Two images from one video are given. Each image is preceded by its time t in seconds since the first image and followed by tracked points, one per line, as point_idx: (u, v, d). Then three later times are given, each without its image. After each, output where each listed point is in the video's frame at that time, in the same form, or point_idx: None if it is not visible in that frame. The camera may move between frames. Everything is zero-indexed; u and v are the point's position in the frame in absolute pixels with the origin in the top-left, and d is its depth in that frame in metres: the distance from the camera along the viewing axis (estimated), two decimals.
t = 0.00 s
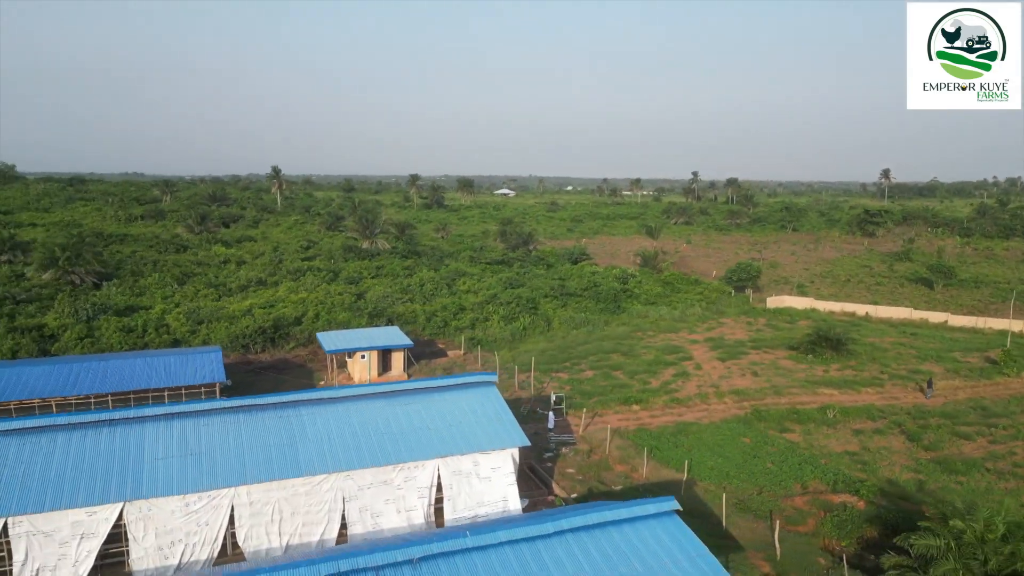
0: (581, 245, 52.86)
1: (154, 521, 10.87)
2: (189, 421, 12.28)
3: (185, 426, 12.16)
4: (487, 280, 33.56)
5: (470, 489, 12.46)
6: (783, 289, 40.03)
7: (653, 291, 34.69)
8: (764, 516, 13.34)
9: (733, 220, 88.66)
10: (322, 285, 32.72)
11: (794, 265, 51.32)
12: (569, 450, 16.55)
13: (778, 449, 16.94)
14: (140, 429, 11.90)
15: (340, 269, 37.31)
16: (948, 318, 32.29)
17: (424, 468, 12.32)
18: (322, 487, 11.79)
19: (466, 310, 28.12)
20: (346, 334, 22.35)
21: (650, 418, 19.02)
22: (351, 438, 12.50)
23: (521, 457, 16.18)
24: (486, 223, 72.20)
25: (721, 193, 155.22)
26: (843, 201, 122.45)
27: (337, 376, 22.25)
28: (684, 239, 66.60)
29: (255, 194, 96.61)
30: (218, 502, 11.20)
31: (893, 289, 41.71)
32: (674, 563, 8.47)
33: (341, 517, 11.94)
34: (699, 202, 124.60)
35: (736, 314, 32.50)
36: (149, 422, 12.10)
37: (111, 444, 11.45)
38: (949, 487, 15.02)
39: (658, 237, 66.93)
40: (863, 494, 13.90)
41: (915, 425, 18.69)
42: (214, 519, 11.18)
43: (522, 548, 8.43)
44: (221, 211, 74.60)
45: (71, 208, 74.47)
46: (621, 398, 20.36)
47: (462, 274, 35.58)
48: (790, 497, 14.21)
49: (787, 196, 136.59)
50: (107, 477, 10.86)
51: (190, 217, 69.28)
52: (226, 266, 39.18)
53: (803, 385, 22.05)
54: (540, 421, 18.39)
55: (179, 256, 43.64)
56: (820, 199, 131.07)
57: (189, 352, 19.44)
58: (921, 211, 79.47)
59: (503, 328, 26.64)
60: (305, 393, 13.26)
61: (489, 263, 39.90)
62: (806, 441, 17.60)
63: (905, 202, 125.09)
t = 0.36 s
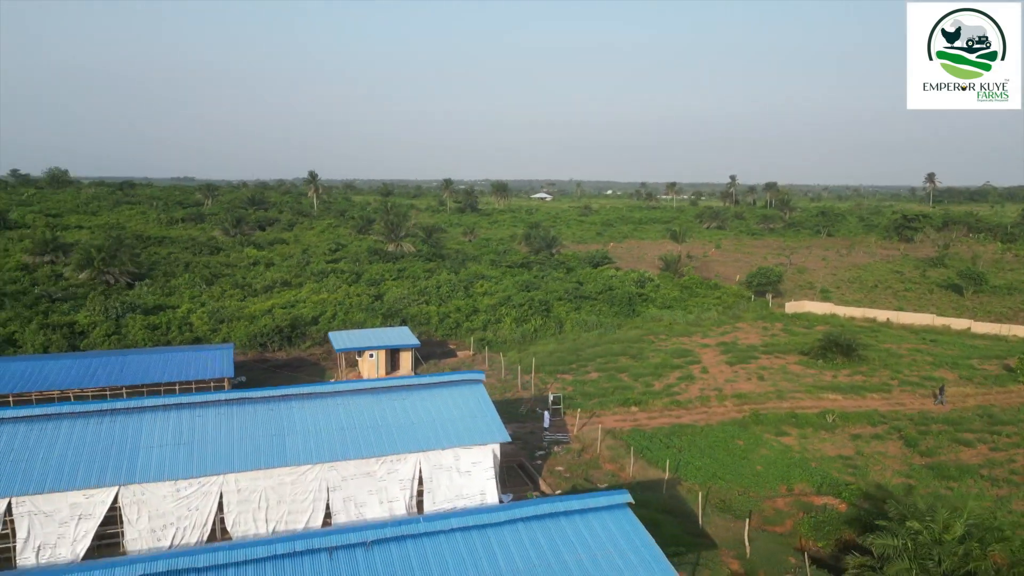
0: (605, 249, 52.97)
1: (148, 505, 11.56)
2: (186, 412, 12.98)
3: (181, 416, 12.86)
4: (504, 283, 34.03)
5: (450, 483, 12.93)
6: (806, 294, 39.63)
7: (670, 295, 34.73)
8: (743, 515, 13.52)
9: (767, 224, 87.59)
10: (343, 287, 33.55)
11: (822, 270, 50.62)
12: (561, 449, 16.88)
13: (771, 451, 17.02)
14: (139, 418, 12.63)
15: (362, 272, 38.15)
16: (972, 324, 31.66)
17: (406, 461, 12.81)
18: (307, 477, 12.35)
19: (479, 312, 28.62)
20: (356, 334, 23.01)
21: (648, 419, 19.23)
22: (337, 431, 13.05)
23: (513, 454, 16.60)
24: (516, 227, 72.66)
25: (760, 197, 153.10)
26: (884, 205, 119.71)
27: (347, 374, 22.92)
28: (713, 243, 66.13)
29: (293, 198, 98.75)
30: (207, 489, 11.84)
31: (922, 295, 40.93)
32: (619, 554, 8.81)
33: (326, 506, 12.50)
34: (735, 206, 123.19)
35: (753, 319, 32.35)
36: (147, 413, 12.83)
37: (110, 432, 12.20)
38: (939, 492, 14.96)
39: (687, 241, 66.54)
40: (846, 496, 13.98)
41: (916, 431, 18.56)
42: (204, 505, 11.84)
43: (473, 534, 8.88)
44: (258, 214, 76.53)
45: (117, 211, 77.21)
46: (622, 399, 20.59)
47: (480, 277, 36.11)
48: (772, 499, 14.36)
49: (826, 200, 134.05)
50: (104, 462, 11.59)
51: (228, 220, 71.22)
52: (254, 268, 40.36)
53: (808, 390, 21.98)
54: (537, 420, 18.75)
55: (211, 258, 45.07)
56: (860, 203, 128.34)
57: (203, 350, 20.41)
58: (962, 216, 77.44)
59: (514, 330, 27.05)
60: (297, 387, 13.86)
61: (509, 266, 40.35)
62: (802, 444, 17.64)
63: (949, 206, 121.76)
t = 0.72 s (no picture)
0: (632, 254, 52.98)
1: (143, 490, 12.33)
2: (185, 405, 13.78)
3: (180, 409, 13.65)
4: (522, 286, 34.48)
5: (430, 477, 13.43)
6: (831, 300, 39.13)
7: (689, 299, 34.73)
8: (720, 514, 13.72)
9: (805, 228, 86.14)
10: (365, 288, 34.42)
11: (853, 276, 49.76)
12: (553, 448, 17.26)
13: (762, 454, 17.09)
14: (140, 410, 13.45)
15: (387, 274, 39.03)
16: (998, 332, 30.95)
17: (390, 455, 13.36)
18: (294, 467, 12.98)
19: (494, 315, 29.10)
20: (367, 333, 23.73)
21: (645, 421, 19.44)
22: (325, 425, 13.68)
23: (505, 453, 17.07)
24: (547, 230, 72.95)
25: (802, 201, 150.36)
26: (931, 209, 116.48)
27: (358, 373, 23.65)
28: (745, 248, 65.45)
29: (332, 201, 100.77)
30: (199, 476, 12.55)
31: (953, 302, 40.00)
32: (563, 544, 9.20)
33: (311, 496, 13.13)
34: (775, 210, 121.31)
35: (771, 324, 32.17)
36: (148, 404, 13.66)
37: (112, 422, 13.05)
38: (925, 498, 14.93)
39: (719, 246, 66.01)
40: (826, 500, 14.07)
41: (915, 437, 18.43)
42: (196, 491, 12.56)
43: (424, 522, 9.36)
44: (296, 218, 78.43)
45: (164, 214, 80.00)
46: (623, 401, 20.85)
47: (500, 280, 36.65)
48: (753, 500, 14.52)
49: (871, 203, 130.99)
50: (104, 449, 12.41)
51: (267, 223, 73.19)
52: (284, 270, 41.61)
53: (813, 395, 21.91)
54: (535, 420, 19.14)
55: (245, 259, 46.54)
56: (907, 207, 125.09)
57: (218, 347, 21.38)
58: (1009, 221, 75.01)
59: (526, 332, 27.47)
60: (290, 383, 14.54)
61: (531, 269, 40.77)
62: (796, 448, 17.68)
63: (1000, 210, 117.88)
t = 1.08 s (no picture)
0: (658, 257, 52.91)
1: (142, 475, 13.11)
2: (186, 396, 14.56)
3: (181, 399, 14.44)
4: (540, 288, 34.90)
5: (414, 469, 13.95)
6: (856, 305, 38.60)
7: (707, 303, 34.69)
8: (697, 513, 13.95)
9: (842, 233, 84.54)
10: (386, 289, 35.23)
11: (884, 281, 48.87)
12: (547, 446, 17.64)
13: (753, 456, 17.20)
14: (144, 400, 14.28)
15: (409, 276, 39.84)
16: None
17: (376, 448, 13.92)
18: (284, 457, 13.63)
19: (507, 316, 29.59)
20: (378, 333, 24.43)
21: (642, 422, 19.68)
22: (316, 417, 14.31)
23: (499, 450, 17.50)
24: (577, 233, 73.10)
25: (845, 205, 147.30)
26: (979, 214, 113.09)
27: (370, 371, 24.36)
28: (777, 252, 64.67)
29: (369, 204, 102.52)
30: (194, 464, 13.29)
31: (984, 308, 39.05)
32: (514, 532, 9.60)
33: (301, 485, 13.76)
34: (814, 213, 119.19)
35: (788, 328, 31.94)
36: (152, 395, 14.48)
37: (116, 411, 13.89)
38: (911, 501, 14.91)
39: (751, 250, 65.37)
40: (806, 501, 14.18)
41: (914, 443, 18.32)
42: (191, 478, 13.28)
43: (385, 508, 9.88)
44: (333, 220, 80.12)
45: (207, 216, 82.54)
46: (623, 402, 21.11)
47: (519, 282, 37.10)
48: (734, 501, 14.67)
49: (916, 207, 127.72)
50: (107, 436, 13.23)
51: (303, 226, 74.92)
52: (312, 271, 42.76)
53: (817, 399, 21.85)
54: (533, 419, 19.53)
55: (277, 260, 47.93)
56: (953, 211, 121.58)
57: (233, 344, 22.33)
58: None
59: (537, 334, 27.89)
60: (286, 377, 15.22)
61: (553, 272, 41.14)
62: (789, 451, 17.75)
63: None
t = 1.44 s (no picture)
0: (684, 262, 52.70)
1: (143, 464, 13.86)
2: (188, 390, 15.34)
3: (183, 393, 15.23)
4: (557, 291, 35.22)
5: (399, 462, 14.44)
6: (881, 311, 37.96)
7: (725, 307, 34.58)
8: (676, 512, 14.15)
9: (881, 237, 82.69)
10: (406, 291, 35.93)
11: (916, 287, 47.84)
12: (540, 445, 17.98)
13: (743, 458, 17.28)
14: (149, 394, 15.11)
15: (431, 278, 40.53)
16: None
17: (364, 442, 14.46)
18: (276, 450, 14.26)
19: (520, 319, 30.00)
20: (389, 333, 25.07)
21: (640, 424, 19.87)
22: (308, 412, 14.94)
23: (493, 448, 17.88)
24: (608, 237, 73.03)
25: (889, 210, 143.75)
26: None
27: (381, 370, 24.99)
28: (809, 257, 63.69)
29: (404, 208, 103.90)
30: (191, 454, 13.99)
31: (1016, 316, 38.01)
32: (471, 522, 10.09)
33: (292, 477, 14.36)
34: (855, 218, 116.64)
35: (805, 333, 31.65)
36: (156, 389, 15.31)
37: (121, 403, 14.73)
38: (896, 506, 14.87)
39: (782, 254, 64.48)
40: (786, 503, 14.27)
41: (911, 449, 18.17)
42: (187, 467, 13.99)
43: (350, 497, 10.44)
44: (367, 224, 81.59)
45: (247, 219, 84.79)
46: (624, 404, 21.33)
47: (538, 285, 37.47)
48: (716, 501, 14.83)
49: (963, 211, 124.07)
50: (110, 426, 14.05)
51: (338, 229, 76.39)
52: (338, 273, 43.79)
53: (821, 404, 21.75)
54: (532, 420, 19.87)
55: (307, 263, 49.18)
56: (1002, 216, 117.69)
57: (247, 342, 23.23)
58: None
59: (548, 336, 28.23)
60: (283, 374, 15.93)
61: (574, 276, 41.40)
62: (782, 454, 17.78)
63: None
